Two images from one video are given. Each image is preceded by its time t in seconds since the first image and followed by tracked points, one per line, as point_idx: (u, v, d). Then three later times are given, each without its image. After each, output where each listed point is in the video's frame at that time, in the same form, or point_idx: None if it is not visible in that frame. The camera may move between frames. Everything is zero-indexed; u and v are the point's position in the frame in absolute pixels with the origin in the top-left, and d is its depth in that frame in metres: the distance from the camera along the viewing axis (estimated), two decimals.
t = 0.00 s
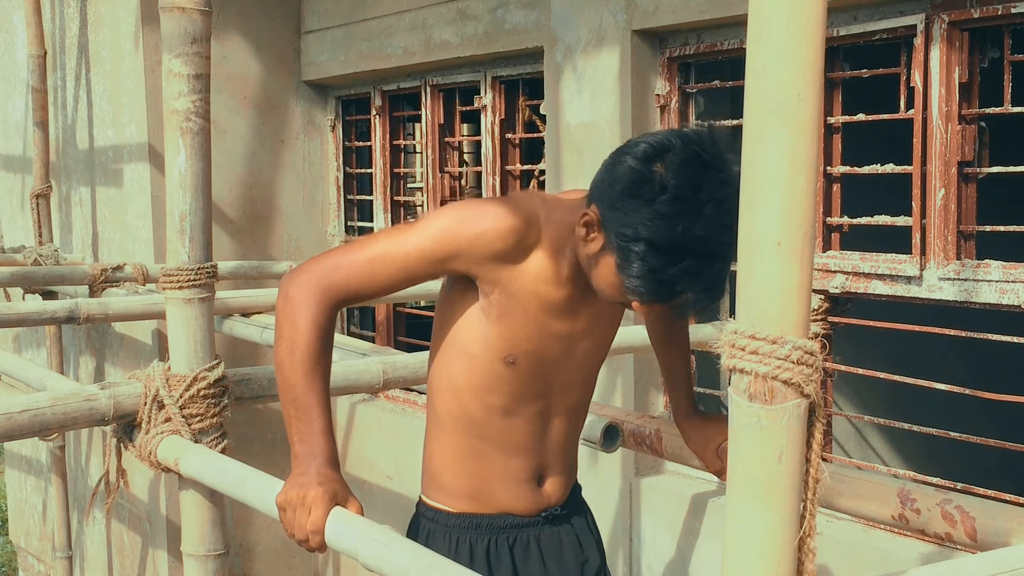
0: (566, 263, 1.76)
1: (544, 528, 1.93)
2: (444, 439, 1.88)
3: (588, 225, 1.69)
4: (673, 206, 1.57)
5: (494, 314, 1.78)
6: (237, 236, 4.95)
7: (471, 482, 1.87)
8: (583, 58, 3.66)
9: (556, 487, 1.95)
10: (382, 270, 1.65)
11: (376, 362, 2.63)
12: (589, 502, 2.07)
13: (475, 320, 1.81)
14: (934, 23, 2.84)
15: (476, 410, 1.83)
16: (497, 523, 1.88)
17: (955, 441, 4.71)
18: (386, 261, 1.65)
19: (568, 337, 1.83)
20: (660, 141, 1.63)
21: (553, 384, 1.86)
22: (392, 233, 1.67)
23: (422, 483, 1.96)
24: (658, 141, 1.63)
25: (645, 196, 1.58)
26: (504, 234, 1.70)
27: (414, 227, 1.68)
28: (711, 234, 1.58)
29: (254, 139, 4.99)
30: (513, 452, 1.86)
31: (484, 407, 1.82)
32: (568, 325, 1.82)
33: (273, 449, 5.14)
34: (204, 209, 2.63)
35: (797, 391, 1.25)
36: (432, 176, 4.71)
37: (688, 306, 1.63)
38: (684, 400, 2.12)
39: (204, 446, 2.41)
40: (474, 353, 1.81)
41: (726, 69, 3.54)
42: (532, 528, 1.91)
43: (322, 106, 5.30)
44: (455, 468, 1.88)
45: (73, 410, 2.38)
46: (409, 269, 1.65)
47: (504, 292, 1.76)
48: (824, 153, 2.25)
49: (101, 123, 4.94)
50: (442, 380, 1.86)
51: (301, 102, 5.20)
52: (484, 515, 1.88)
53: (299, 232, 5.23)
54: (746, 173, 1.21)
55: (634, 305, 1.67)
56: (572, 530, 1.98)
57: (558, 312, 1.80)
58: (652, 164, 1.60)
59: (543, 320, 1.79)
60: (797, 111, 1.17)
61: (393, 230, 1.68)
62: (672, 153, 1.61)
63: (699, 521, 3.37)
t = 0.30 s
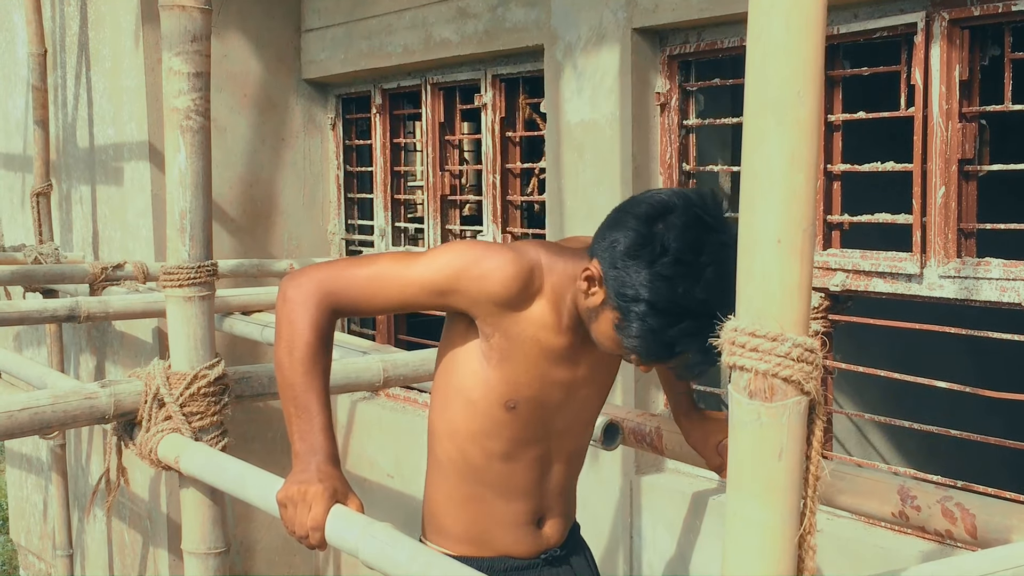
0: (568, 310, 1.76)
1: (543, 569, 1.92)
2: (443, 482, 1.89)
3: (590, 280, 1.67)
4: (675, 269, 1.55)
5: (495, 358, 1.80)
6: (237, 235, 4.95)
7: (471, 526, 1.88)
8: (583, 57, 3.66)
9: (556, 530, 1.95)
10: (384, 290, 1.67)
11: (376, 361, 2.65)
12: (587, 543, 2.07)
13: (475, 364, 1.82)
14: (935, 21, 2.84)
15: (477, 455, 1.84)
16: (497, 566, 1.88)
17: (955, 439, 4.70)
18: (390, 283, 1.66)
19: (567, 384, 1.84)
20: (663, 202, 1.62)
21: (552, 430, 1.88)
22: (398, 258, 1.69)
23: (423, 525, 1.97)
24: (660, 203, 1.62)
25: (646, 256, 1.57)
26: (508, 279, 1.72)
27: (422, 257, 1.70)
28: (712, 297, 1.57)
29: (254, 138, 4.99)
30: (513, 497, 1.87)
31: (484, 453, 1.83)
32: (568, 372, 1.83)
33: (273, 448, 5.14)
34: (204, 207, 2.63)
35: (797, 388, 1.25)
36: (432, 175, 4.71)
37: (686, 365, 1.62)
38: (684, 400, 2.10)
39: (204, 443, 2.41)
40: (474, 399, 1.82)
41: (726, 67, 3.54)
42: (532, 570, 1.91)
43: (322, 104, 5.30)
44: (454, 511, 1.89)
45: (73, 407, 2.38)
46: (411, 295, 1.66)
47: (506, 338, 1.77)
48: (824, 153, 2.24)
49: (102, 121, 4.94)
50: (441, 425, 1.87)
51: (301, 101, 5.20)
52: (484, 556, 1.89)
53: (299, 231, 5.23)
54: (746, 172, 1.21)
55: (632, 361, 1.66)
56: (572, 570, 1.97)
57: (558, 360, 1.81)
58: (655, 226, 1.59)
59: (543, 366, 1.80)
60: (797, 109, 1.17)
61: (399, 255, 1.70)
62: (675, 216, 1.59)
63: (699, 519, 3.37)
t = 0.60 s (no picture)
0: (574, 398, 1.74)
1: None
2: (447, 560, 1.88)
3: (596, 369, 1.66)
4: (681, 361, 1.54)
5: (501, 438, 1.78)
6: (236, 230, 4.94)
7: None
8: (582, 52, 3.65)
9: None
10: (397, 328, 1.66)
11: (375, 356, 2.65)
12: None
13: (481, 443, 1.80)
14: (934, 14, 2.83)
15: (482, 538, 1.83)
16: None
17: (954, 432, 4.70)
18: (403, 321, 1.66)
19: (573, 468, 1.83)
20: (668, 291, 1.60)
21: (557, 512, 1.87)
22: (425, 305, 1.68)
23: None
24: (665, 291, 1.60)
25: (651, 349, 1.55)
26: (517, 358, 1.69)
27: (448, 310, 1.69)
28: (718, 388, 1.56)
29: (253, 133, 4.98)
30: None
31: (490, 536, 1.83)
32: (574, 455, 1.82)
33: (273, 443, 5.14)
34: (202, 201, 2.62)
35: (797, 381, 1.24)
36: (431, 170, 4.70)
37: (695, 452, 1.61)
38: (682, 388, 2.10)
39: (203, 438, 2.41)
40: (479, 480, 1.81)
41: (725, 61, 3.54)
42: None
43: (321, 100, 5.29)
44: None
45: (72, 402, 2.38)
46: (419, 341, 1.67)
47: (514, 418, 1.76)
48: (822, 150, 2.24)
49: (100, 117, 4.93)
50: (446, 504, 1.86)
51: (300, 96, 5.19)
52: None
53: (298, 226, 5.22)
54: (745, 165, 1.21)
55: (643, 450, 1.65)
56: None
57: (564, 443, 1.80)
58: (660, 317, 1.57)
59: (548, 449, 1.79)
60: (796, 102, 1.17)
61: (428, 302, 1.69)
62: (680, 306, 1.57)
63: (698, 514, 3.37)
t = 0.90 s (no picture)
0: (559, 297, 1.80)
1: (549, 566, 1.95)
2: (449, 478, 1.93)
3: (576, 262, 1.70)
4: (659, 239, 1.58)
5: (490, 347, 1.84)
6: (233, 226, 4.93)
7: (478, 521, 1.92)
8: (579, 46, 3.65)
9: (562, 527, 1.98)
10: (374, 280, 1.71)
11: (371, 350, 2.64)
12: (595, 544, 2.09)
13: (472, 356, 1.86)
14: (931, 9, 2.83)
15: (478, 449, 1.88)
16: (504, 562, 1.90)
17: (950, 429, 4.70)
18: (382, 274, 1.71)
19: (564, 373, 1.87)
20: (644, 180, 1.66)
21: (553, 421, 1.91)
22: (387, 248, 1.74)
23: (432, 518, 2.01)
24: (641, 179, 1.66)
25: (630, 229, 1.60)
26: (497, 261, 1.76)
27: (413, 245, 1.75)
28: (698, 266, 1.60)
29: (248, 129, 4.97)
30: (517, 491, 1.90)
31: (484, 446, 1.87)
32: (564, 359, 1.86)
33: (270, 439, 5.14)
34: (198, 197, 2.62)
35: (793, 375, 1.24)
36: (428, 165, 4.70)
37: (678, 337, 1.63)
38: (678, 386, 2.10)
39: (200, 434, 2.40)
40: (471, 390, 1.86)
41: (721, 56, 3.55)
42: (539, 567, 1.93)
43: (318, 95, 5.28)
44: (461, 506, 1.93)
45: (68, 398, 2.37)
46: (401, 280, 1.72)
47: (501, 324, 1.81)
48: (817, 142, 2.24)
49: (96, 113, 4.92)
50: (441, 420, 1.92)
51: (297, 91, 5.18)
52: (490, 553, 1.91)
53: (295, 222, 5.21)
54: (741, 158, 1.21)
55: (627, 338, 1.68)
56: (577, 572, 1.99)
57: (552, 347, 1.84)
58: (638, 200, 1.63)
59: (539, 353, 1.84)
60: (792, 95, 1.16)
61: (388, 244, 1.75)
62: (657, 190, 1.63)
63: (695, 509, 3.37)
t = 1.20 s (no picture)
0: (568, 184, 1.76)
1: (554, 487, 1.88)
2: (460, 393, 1.85)
3: (577, 136, 1.68)
4: (659, 102, 1.54)
5: (504, 246, 1.76)
6: (230, 225, 4.93)
7: (490, 435, 1.83)
8: (576, 45, 3.65)
9: (567, 444, 1.91)
10: (395, 232, 1.63)
11: (369, 350, 2.65)
12: (603, 464, 2.02)
13: (482, 258, 1.78)
14: (928, 9, 2.83)
15: (492, 353, 1.79)
16: (507, 480, 1.84)
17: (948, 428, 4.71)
18: (399, 224, 1.63)
19: (577, 267, 1.82)
20: (644, 43, 1.61)
21: (566, 323, 1.84)
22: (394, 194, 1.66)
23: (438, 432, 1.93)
24: (641, 42, 1.61)
25: (629, 93, 1.56)
26: (502, 164, 1.71)
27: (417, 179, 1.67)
28: (701, 127, 1.55)
29: (246, 128, 4.97)
30: (531, 397, 1.83)
31: (499, 350, 1.79)
32: (576, 251, 1.81)
33: (267, 438, 5.14)
34: (195, 195, 2.61)
35: (789, 374, 1.24)
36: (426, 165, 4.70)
37: (682, 203, 1.60)
38: (676, 385, 2.12)
39: (197, 433, 2.40)
40: (484, 292, 1.78)
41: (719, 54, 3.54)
42: (543, 487, 1.87)
43: (315, 93, 5.27)
44: (473, 421, 1.84)
45: (64, 398, 2.37)
46: (421, 221, 1.64)
47: (515, 221, 1.74)
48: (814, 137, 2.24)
49: (94, 112, 4.92)
50: (451, 328, 1.83)
51: (294, 90, 5.18)
52: (497, 470, 1.84)
53: (293, 221, 5.21)
54: (738, 158, 1.21)
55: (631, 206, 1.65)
56: (583, 492, 1.93)
57: (564, 239, 1.79)
58: (637, 64, 1.58)
59: (553, 245, 1.78)
60: (788, 94, 1.16)
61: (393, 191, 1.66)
62: (657, 51, 1.58)
63: (692, 508, 3.37)
